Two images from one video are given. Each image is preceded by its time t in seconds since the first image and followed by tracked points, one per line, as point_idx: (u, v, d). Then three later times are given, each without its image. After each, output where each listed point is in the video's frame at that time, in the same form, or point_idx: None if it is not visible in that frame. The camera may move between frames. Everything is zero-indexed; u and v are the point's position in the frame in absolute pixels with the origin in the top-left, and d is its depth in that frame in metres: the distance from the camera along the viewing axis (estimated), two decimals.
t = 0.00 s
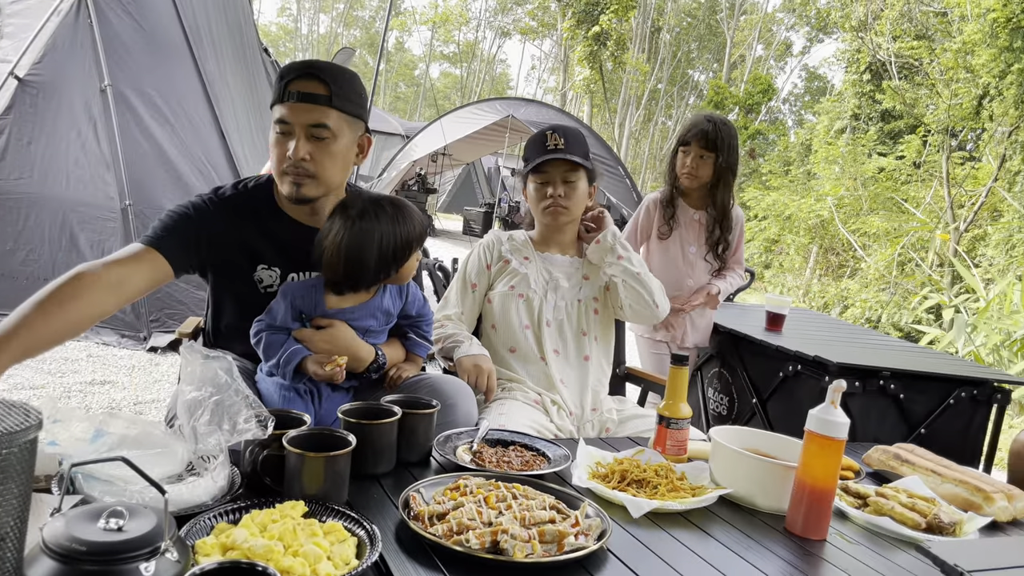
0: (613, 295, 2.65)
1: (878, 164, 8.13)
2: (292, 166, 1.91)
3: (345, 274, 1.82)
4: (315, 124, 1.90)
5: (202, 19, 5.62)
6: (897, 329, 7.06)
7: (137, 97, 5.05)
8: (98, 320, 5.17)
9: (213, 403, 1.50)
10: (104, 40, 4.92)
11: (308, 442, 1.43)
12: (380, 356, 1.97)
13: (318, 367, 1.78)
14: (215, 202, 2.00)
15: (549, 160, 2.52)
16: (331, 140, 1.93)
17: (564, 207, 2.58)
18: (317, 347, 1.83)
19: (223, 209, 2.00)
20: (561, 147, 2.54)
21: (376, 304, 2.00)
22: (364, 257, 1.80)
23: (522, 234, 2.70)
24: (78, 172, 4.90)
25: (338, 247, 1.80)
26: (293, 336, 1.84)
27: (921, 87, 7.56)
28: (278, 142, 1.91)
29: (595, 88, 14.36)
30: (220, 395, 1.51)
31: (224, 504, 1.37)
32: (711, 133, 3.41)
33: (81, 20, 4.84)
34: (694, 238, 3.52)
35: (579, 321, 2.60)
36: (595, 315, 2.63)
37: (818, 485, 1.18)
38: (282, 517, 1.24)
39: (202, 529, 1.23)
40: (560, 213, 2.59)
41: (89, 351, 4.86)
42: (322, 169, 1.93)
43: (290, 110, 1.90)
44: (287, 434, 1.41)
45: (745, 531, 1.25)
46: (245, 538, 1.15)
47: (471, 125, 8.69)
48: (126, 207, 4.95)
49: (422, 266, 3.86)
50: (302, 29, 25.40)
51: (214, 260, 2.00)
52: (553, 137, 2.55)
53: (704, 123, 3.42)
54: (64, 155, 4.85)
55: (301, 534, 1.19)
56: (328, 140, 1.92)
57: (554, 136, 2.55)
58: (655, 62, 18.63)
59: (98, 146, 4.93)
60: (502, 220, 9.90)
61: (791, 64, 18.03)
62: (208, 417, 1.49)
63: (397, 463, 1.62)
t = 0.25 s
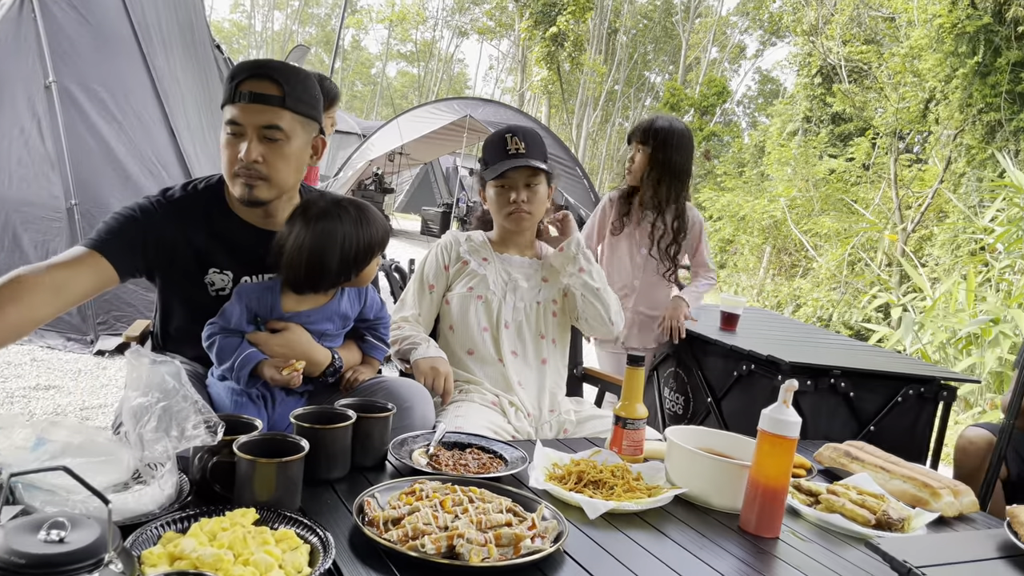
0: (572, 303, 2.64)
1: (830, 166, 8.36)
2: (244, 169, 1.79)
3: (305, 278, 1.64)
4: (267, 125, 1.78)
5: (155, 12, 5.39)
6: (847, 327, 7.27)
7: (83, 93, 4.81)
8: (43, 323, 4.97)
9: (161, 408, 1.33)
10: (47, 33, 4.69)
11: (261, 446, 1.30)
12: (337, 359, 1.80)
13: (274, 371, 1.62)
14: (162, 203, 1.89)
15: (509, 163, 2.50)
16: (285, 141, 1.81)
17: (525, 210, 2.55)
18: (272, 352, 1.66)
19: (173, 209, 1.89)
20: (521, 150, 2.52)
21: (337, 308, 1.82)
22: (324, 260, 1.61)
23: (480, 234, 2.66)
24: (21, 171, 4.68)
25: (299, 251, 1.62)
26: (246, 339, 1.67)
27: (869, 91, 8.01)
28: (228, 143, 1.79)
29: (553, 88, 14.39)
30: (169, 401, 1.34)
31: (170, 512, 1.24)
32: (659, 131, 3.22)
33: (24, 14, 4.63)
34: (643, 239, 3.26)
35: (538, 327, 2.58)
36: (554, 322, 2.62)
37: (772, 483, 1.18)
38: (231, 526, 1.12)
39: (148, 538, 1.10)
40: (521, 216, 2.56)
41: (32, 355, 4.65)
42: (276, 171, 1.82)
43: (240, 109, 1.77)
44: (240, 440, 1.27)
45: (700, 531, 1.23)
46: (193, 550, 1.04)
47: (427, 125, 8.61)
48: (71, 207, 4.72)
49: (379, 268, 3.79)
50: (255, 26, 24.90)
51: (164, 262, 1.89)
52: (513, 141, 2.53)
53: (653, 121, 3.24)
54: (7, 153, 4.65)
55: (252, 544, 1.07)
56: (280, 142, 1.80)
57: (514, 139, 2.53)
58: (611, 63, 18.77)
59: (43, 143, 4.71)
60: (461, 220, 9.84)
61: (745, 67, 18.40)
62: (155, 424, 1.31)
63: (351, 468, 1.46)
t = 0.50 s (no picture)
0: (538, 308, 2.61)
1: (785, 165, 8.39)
2: (196, 168, 1.73)
3: (261, 279, 1.59)
4: (219, 124, 1.72)
5: None
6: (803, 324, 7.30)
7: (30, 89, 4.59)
8: None
9: (114, 416, 1.22)
10: None
11: (218, 452, 1.23)
12: (295, 363, 1.75)
13: (229, 379, 1.58)
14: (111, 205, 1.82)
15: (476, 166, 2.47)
16: (238, 141, 1.76)
17: (489, 215, 2.52)
18: (228, 357, 1.61)
19: (123, 209, 1.83)
20: (490, 154, 2.50)
21: (295, 311, 1.76)
22: (282, 261, 1.57)
23: (443, 234, 2.63)
24: None
25: (257, 252, 1.57)
26: (201, 344, 1.61)
27: (825, 91, 8.05)
28: (178, 142, 1.73)
29: (513, 87, 14.36)
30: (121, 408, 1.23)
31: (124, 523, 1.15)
32: (609, 131, 3.09)
33: None
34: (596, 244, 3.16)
35: (502, 329, 2.56)
36: (518, 326, 2.59)
37: (733, 482, 1.19)
38: (188, 534, 1.04)
39: (101, 549, 1.02)
40: (485, 220, 2.53)
41: None
42: (229, 171, 1.77)
43: (191, 107, 1.71)
44: (194, 447, 1.20)
45: (663, 530, 1.22)
46: (148, 558, 0.96)
47: (386, 124, 8.53)
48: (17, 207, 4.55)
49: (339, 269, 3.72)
50: (210, 22, 24.28)
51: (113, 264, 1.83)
52: (484, 143, 2.51)
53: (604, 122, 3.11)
54: None
55: (211, 551, 1.00)
56: (234, 141, 1.75)
57: (485, 141, 2.51)
58: (571, 62, 18.78)
59: None
60: (422, 220, 9.75)
61: (702, 67, 18.58)
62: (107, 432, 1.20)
63: (310, 472, 1.38)
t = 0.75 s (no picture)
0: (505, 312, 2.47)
1: (743, 164, 8.55)
2: (150, 168, 1.69)
3: (215, 280, 1.55)
4: (173, 123, 1.67)
5: None
6: (761, 320, 7.48)
7: None
8: None
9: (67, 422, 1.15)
10: None
11: (176, 455, 1.20)
12: (254, 364, 1.72)
13: (188, 384, 1.51)
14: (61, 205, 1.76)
15: (459, 179, 2.21)
16: (193, 141, 1.71)
17: (466, 231, 2.27)
18: (186, 361, 1.57)
19: (75, 210, 1.77)
20: (479, 169, 2.23)
21: (256, 310, 1.73)
22: (236, 260, 1.53)
23: (418, 235, 2.42)
24: None
25: (212, 251, 1.53)
26: (157, 349, 1.55)
27: (780, 91, 8.15)
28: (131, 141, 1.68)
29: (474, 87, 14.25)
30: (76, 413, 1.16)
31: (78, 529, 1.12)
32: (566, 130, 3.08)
33: None
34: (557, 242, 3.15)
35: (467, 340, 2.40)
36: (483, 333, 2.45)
37: (695, 477, 1.20)
38: (147, 540, 1.02)
39: (55, 557, 0.99)
40: (460, 235, 2.28)
41: None
42: (184, 171, 1.72)
43: (144, 105, 1.66)
44: (151, 451, 1.17)
45: (626, 525, 1.23)
46: (103, 566, 0.93)
47: (345, 122, 8.43)
48: None
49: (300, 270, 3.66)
50: (165, 18, 23.47)
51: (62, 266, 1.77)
52: (476, 156, 2.23)
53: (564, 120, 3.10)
54: None
55: (169, 557, 0.98)
56: (189, 140, 1.70)
57: (477, 154, 2.24)
58: (532, 61, 18.69)
59: None
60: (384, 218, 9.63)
61: (661, 68, 18.06)
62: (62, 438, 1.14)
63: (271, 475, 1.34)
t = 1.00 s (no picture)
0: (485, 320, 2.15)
1: (702, 161, 8.54)
2: (111, 164, 1.65)
3: (169, 275, 1.52)
4: (135, 118, 1.64)
5: None
6: (722, 315, 7.59)
7: None
8: None
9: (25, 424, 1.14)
10: None
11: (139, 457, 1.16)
12: (217, 365, 1.69)
13: (150, 385, 1.48)
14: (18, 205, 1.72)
15: (436, 177, 1.92)
16: (155, 136, 1.67)
17: (441, 233, 1.97)
18: (147, 362, 1.53)
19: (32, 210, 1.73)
20: (459, 166, 1.94)
21: (217, 311, 1.70)
22: (189, 254, 1.50)
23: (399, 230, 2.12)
24: None
25: (167, 246, 1.50)
26: (116, 350, 1.51)
27: (739, 89, 8.35)
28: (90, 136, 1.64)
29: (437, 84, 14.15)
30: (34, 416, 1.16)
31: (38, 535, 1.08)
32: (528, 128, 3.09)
33: None
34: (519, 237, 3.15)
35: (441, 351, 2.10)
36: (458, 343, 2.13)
37: (658, 470, 1.21)
38: (110, 544, 0.99)
39: (16, 564, 0.96)
40: (435, 237, 1.99)
41: None
42: (146, 168, 1.69)
43: (106, 101, 1.62)
44: (113, 453, 1.13)
45: (592, 520, 1.24)
46: (66, 571, 0.91)
47: (305, 120, 8.32)
48: None
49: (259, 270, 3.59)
50: (118, 14, 22.69)
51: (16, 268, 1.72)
52: (456, 151, 1.94)
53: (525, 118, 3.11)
54: None
55: (133, 562, 0.95)
56: (151, 137, 1.66)
57: (457, 149, 1.94)
58: (493, 59, 18.54)
59: None
60: (347, 217, 9.50)
61: (622, 66, 17.89)
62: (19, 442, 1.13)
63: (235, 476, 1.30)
